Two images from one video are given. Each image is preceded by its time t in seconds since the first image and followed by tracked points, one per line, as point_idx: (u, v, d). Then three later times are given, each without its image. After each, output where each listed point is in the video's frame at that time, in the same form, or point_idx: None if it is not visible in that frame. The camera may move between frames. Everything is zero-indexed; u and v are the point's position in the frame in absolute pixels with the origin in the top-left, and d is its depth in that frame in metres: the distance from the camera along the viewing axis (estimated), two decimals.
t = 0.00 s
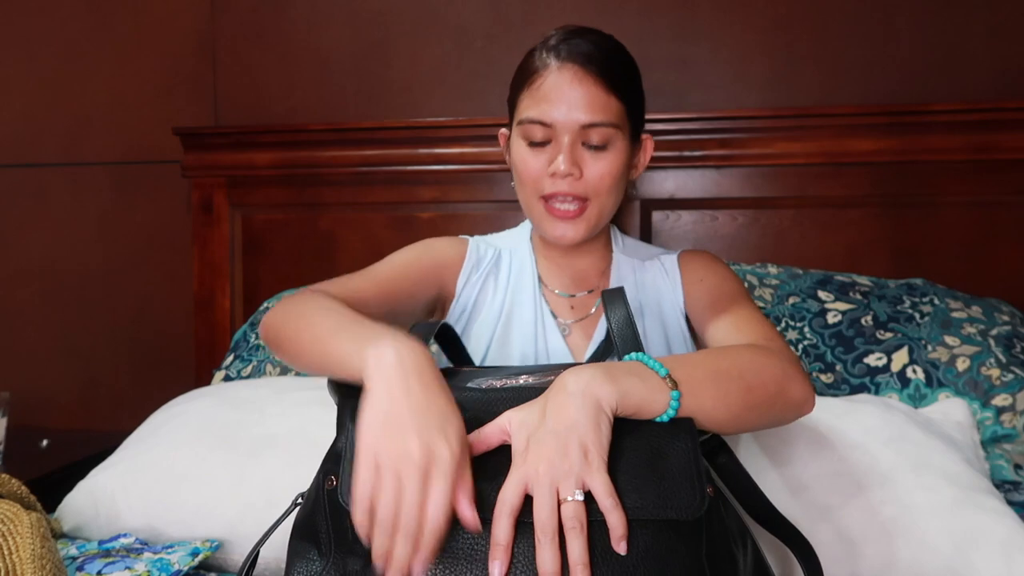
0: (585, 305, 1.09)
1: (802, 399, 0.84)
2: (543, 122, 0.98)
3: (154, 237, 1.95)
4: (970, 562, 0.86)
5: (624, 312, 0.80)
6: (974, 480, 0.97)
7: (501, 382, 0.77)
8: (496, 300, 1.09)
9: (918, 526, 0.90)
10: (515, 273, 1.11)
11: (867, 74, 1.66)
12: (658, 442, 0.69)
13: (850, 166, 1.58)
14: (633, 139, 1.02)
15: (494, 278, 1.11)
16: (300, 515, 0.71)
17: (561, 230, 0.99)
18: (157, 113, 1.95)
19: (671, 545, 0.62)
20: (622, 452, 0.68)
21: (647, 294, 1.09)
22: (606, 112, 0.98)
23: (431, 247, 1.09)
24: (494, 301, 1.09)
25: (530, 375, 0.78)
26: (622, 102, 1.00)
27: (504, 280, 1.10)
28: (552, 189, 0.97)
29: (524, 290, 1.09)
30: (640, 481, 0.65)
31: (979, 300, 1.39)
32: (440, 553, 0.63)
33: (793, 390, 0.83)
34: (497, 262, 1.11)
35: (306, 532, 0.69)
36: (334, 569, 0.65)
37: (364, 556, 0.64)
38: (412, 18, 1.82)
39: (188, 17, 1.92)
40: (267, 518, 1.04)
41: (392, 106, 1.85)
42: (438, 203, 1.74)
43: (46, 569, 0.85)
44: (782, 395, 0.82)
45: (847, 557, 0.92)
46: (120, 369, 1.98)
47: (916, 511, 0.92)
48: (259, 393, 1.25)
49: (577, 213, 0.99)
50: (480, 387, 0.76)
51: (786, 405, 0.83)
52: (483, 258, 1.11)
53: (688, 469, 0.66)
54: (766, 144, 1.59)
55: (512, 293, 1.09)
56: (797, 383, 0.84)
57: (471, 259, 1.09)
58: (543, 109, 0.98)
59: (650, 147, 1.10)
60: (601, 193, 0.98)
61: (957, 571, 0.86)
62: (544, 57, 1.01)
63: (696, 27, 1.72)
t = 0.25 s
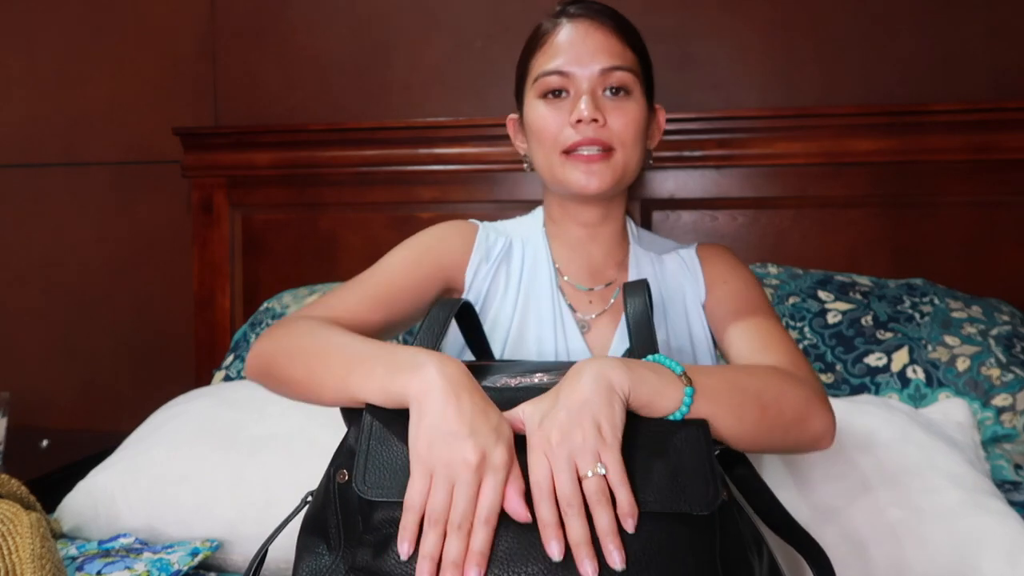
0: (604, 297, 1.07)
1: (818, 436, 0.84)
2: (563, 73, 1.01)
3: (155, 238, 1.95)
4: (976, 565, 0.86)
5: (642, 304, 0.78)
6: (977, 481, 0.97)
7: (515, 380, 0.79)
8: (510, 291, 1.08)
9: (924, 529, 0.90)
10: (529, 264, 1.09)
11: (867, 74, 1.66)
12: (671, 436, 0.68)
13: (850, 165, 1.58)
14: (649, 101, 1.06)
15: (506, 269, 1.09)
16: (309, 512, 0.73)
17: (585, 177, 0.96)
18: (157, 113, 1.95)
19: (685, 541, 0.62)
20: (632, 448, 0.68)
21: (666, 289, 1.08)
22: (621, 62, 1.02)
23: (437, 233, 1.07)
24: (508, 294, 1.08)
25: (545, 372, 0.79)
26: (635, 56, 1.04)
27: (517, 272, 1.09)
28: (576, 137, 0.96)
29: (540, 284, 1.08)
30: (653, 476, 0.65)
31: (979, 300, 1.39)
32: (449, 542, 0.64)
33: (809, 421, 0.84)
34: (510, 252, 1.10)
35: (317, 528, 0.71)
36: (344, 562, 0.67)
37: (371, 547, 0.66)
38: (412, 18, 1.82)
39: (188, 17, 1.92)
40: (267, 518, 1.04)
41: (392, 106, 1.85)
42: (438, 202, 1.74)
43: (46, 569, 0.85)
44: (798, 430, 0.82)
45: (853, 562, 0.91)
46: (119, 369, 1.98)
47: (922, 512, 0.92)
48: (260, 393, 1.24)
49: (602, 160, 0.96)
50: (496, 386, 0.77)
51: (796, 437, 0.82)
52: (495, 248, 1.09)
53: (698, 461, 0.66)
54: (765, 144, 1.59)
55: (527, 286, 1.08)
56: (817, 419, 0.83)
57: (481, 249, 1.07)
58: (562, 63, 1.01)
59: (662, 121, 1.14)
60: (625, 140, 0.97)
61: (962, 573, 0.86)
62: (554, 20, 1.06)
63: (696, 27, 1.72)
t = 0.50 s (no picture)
0: (601, 297, 1.07)
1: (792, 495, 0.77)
2: (559, 66, 1.01)
3: (154, 238, 1.95)
4: (977, 565, 0.87)
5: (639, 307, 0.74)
6: (978, 482, 0.98)
7: (504, 387, 0.72)
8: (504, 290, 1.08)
9: (926, 528, 0.91)
10: (523, 262, 1.09)
11: (867, 74, 1.66)
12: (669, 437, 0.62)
13: (850, 166, 1.58)
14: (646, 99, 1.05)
15: (500, 268, 1.09)
16: (304, 520, 0.71)
17: (577, 172, 0.96)
18: (157, 114, 1.95)
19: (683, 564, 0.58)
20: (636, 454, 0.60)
21: (668, 291, 1.07)
22: (618, 56, 1.02)
23: (437, 240, 1.09)
24: (502, 293, 1.08)
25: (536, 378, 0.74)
26: (635, 51, 1.04)
27: (511, 270, 1.09)
28: (570, 129, 0.96)
29: (534, 283, 1.08)
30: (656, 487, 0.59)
31: (979, 300, 1.39)
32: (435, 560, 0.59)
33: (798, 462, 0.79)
34: (503, 251, 1.10)
35: (310, 537, 0.69)
36: None
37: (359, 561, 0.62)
38: (412, 18, 1.82)
39: (188, 17, 1.92)
40: (267, 518, 1.04)
41: (392, 106, 1.85)
42: (438, 203, 1.74)
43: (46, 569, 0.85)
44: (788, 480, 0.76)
45: (853, 560, 0.91)
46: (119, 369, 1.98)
47: (924, 513, 0.92)
48: (259, 392, 1.24)
49: (596, 154, 0.96)
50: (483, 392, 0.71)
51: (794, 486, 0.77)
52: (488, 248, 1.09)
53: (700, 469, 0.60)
54: (766, 144, 1.59)
55: (521, 284, 1.08)
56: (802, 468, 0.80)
57: (473, 247, 1.08)
58: (559, 56, 1.02)
59: (661, 122, 1.13)
60: (621, 136, 0.96)
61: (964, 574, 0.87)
62: (554, 15, 1.07)
63: (696, 27, 1.72)
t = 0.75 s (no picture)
0: (587, 298, 1.07)
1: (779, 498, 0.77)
2: (536, 68, 1.01)
3: (155, 237, 1.95)
4: (976, 564, 0.88)
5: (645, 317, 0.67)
6: (978, 480, 0.98)
7: (507, 391, 0.70)
8: (490, 291, 1.09)
9: (928, 527, 0.91)
10: (509, 263, 1.10)
11: (867, 74, 1.66)
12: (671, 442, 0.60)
13: (850, 166, 1.58)
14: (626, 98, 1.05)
15: (485, 269, 1.10)
16: (301, 532, 0.68)
17: (555, 174, 0.96)
18: (157, 113, 1.95)
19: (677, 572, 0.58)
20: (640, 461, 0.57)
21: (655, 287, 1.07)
22: (595, 57, 1.02)
23: (426, 246, 1.10)
24: (489, 294, 1.08)
25: (538, 382, 0.71)
26: (613, 51, 1.04)
27: (497, 271, 1.09)
28: (548, 131, 0.96)
29: (521, 283, 1.08)
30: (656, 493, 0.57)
31: (979, 300, 1.39)
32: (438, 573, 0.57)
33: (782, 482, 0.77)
34: (489, 254, 1.11)
35: (308, 544, 0.65)
36: None
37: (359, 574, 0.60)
38: (412, 18, 1.82)
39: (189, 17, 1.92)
40: (266, 518, 1.04)
41: (392, 107, 1.85)
42: (438, 203, 1.74)
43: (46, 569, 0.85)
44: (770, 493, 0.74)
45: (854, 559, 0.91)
46: (120, 369, 1.98)
47: (924, 513, 0.92)
48: (258, 392, 1.24)
49: (574, 156, 0.96)
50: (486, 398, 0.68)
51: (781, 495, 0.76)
52: (473, 251, 1.10)
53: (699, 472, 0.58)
54: (765, 144, 1.59)
55: (508, 285, 1.08)
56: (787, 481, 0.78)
57: (458, 251, 1.09)
58: (536, 58, 1.02)
59: (643, 120, 1.14)
60: (598, 138, 0.97)
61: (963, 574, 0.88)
62: (531, 15, 1.07)
63: (696, 27, 1.72)
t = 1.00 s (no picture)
0: (579, 302, 1.07)
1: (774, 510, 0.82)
2: (528, 73, 1.01)
3: (155, 237, 1.95)
4: (976, 564, 0.88)
5: (642, 321, 0.69)
6: (977, 480, 0.98)
7: (502, 393, 0.71)
8: (482, 292, 1.09)
9: (927, 527, 0.91)
10: (501, 265, 1.10)
11: (867, 74, 1.66)
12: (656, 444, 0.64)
13: (851, 166, 1.58)
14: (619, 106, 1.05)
15: (477, 271, 1.10)
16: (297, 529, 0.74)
17: (543, 182, 0.96)
18: (157, 114, 1.95)
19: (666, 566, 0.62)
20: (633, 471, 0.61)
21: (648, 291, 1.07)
22: (588, 63, 1.01)
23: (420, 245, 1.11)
24: (481, 296, 1.08)
25: (531, 386, 0.72)
26: (607, 56, 1.04)
27: (490, 273, 1.09)
28: (537, 139, 0.96)
29: (513, 286, 1.08)
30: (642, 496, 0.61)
31: (979, 300, 1.39)
32: (428, 572, 0.61)
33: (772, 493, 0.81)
34: (481, 255, 1.10)
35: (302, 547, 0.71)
36: None
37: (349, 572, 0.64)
38: (412, 18, 1.82)
39: (189, 17, 1.92)
40: (267, 517, 1.04)
41: (392, 107, 1.85)
42: (438, 203, 1.74)
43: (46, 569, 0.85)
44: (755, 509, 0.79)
45: (851, 560, 0.91)
46: (119, 368, 1.98)
47: (923, 513, 0.93)
48: (258, 392, 1.24)
49: (562, 165, 0.96)
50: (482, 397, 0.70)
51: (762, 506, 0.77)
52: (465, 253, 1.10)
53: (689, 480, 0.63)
54: (765, 144, 1.59)
55: (500, 287, 1.09)
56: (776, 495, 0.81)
57: (450, 253, 1.09)
58: (528, 63, 1.02)
59: (639, 121, 1.12)
60: (588, 146, 0.96)
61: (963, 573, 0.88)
62: (525, 15, 1.07)
63: (696, 27, 1.72)
